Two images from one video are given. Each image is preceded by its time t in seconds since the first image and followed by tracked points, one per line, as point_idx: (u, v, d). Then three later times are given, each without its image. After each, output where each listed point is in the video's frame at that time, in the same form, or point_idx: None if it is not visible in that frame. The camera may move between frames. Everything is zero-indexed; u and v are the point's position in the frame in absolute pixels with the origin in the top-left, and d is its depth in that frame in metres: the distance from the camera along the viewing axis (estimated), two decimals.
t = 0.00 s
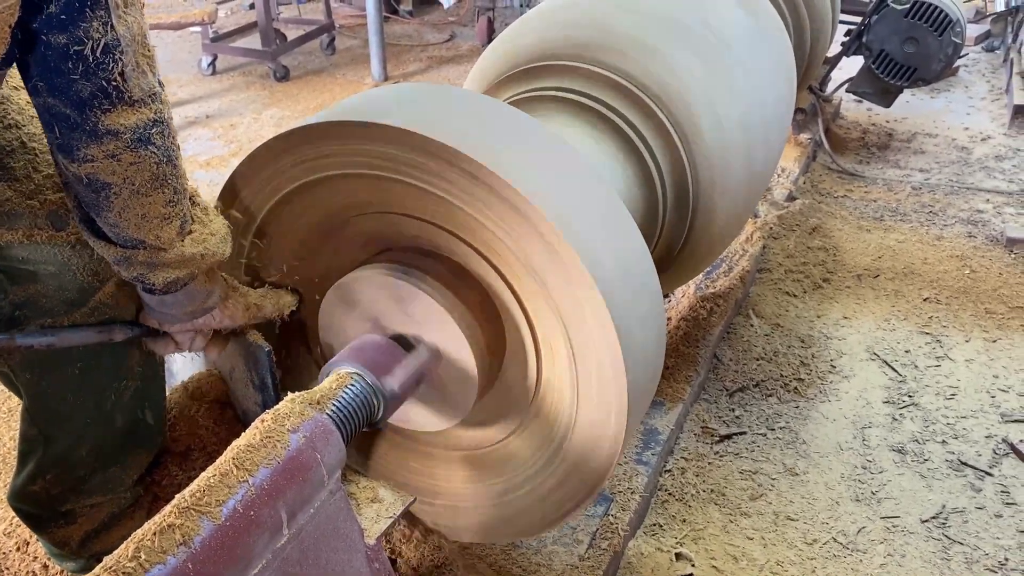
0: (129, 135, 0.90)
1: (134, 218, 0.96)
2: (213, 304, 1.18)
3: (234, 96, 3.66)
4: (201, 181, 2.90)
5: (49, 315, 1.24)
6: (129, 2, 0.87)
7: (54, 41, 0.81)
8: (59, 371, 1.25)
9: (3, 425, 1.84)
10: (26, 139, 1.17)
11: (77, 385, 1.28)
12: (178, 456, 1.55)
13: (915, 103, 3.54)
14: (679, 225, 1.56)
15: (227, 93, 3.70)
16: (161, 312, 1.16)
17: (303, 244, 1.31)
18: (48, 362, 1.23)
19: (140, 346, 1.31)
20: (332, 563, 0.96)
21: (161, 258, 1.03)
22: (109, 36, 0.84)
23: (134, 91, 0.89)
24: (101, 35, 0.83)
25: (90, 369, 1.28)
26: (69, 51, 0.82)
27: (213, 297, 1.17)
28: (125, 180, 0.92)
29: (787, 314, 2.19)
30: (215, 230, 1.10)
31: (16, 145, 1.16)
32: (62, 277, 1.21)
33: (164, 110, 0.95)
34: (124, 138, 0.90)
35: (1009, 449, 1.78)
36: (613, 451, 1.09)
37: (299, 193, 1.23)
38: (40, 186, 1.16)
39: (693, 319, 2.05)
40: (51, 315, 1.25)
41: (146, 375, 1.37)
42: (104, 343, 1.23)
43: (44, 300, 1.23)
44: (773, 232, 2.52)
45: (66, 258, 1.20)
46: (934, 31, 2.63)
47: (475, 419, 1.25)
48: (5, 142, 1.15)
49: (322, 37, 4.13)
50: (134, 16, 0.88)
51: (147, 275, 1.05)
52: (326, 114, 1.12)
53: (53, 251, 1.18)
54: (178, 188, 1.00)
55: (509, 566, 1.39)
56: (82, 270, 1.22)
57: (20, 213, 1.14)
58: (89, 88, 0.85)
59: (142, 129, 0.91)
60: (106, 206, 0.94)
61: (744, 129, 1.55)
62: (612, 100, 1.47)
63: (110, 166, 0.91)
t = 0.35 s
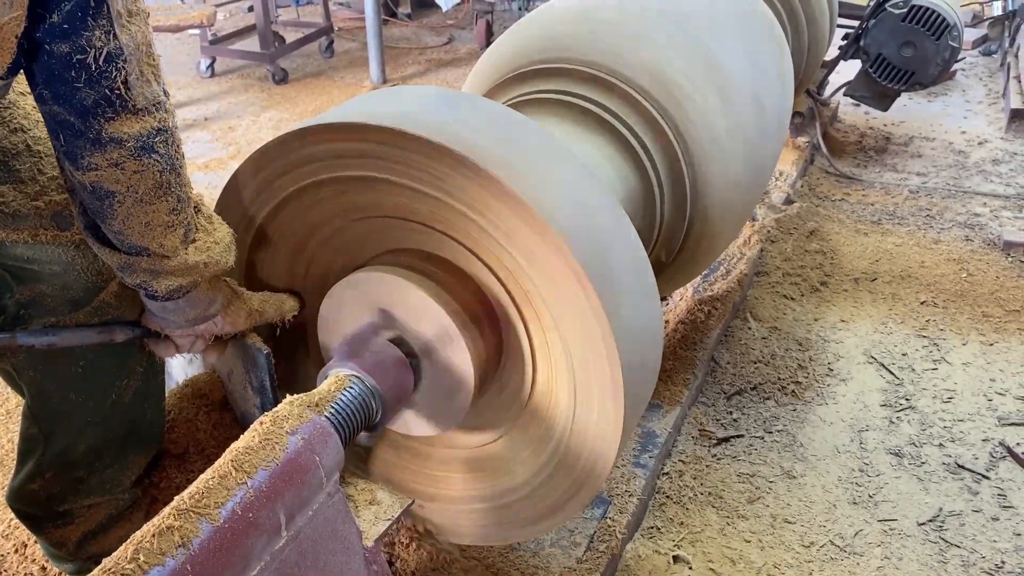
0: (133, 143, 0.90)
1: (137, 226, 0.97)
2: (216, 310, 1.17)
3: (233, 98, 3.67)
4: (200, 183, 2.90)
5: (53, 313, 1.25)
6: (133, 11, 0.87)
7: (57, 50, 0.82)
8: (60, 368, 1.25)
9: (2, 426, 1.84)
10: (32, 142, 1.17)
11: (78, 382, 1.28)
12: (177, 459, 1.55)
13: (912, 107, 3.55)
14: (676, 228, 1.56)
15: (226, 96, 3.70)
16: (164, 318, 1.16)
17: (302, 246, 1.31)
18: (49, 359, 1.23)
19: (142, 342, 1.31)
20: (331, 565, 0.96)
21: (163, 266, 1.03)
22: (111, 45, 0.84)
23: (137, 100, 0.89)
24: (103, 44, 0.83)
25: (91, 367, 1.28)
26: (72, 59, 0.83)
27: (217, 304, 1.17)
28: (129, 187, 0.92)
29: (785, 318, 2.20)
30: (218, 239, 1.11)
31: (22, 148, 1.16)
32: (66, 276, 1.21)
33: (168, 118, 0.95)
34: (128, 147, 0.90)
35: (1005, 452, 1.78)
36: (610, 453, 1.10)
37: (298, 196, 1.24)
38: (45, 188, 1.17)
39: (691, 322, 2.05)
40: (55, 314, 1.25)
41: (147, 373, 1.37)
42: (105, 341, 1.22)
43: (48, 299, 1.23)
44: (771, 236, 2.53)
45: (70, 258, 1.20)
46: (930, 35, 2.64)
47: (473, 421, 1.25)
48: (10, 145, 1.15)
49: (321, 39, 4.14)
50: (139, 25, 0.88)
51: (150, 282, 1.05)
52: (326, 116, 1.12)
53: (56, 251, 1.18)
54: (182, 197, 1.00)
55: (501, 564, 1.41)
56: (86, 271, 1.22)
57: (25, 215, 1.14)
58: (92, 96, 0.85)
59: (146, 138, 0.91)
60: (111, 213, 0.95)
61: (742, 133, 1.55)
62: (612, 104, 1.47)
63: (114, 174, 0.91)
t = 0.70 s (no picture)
0: (132, 147, 0.89)
1: (137, 231, 0.96)
2: (216, 313, 1.16)
3: (233, 99, 3.67)
4: (199, 183, 2.90)
5: (55, 312, 1.25)
6: (132, 15, 0.86)
7: (55, 54, 0.81)
8: (60, 366, 1.25)
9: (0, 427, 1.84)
10: (33, 141, 1.17)
11: (78, 380, 1.28)
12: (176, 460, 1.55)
13: (912, 108, 3.55)
14: (676, 228, 1.56)
15: (225, 96, 3.70)
16: (163, 321, 1.15)
17: (300, 247, 1.30)
18: (49, 357, 1.22)
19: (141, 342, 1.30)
20: (329, 568, 0.95)
21: (163, 270, 1.02)
22: (110, 49, 0.84)
23: (137, 103, 0.88)
24: (102, 48, 0.83)
25: (92, 366, 1.28)
26: (70, 63, 0.82)
27: (218, 308, 1.16)
28: (129, 192, 0.91)
29: (785, 319, 2.20)
30: (218, 242, 1.08)
31: (24, 147, 1.16)
32: (67, 277, 1.21)
33: (168, 122, 0.94)
34: (127, 151, 0.89)
35: (1005, 454, 1.78)
36: (610, 455, 1.09)
37: (296, 197, 1.23)
38: (47, 187, 1.16)
39: (690, 323, 2.05)
40: (56, 315, 1.25)
41: (148, 373, 1.37)
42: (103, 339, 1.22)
43: (47, 300, 1.23)
44: (771, 237, 2.53)
45: (71, 258, 1.20)
46: (930, 36, 2.64)
47: (472, 423, 1.25)
48: (12, 144, 1.14)
49: (320, 40, 4.14)
50: (138, 29, 0.88)
51: (150, 287, 1.04)
52: (326, 118, 1.12)
53: (57, 251, 1.18)
54: (182, 201, 0.99)
55: (501, 566, 1.41)
56: (86, 271, 1.22)
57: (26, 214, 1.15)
58: (91, 99, 0.85)
59: (145, 141, 0.90)
60: (111, 217, 0.94)
61: (742, 134, 1.55)
62: (613, 106, 1.47)
63: (113, 178, 0.90)
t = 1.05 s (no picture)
0: (101, 101, 0.90)
1: (104, 192, 0.96)
2: (189, 287, 1.16)
3: (232, 97, 3.66)
4: (199, 182, 2.89)
5: (36, 314, 1.20)
6: None
7: None
8: (51, 373, 1.24)
9: None
10: (13, 133, 1.17)
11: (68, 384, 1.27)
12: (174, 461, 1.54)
13: (913, 104, 3.54)
14: (677, 226, 1.55)
15: (224, 94, 3.69)
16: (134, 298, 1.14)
17: (299, 246, 1.30)
18: (31, 365, 1.21)
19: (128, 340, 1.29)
20: (328, 569, 0.95)
21: (130, 236, 1.01)
22: None
23: (106, 57, 0.89)
24: None
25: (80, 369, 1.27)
26: (44, 10, 0.82)
27: (189, 281, 1.16)
28: (96, 148, 0.91)
29: (786, 317, 2.19)
30: (187, 212, 1.09)
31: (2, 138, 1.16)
32: (47, 273, 1.17)
33: (137, 81, 0.95)
34: (96, 105, 0.90)
35: (1008, 452, 1.77)
36: (612, 454, 1.08)
37: (294, 196, 1.22)
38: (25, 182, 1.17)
39: (691, 321, 2.04)
40: (38, 319, 1.20)
41: (139, 377, 1.37)
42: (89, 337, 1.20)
43: (27, 301, 1.18)
44: (772, 234, 2.52)
45: (51, 254, 1.17)
46: (931, 32, 2.63)
47: (473, 422, 1.24)
48: None
49: (319, 37, 4.13)
50: None
51: (116, 254, 1.03)
52: (324, 116, 1.11)
53: (38, 248, 1.16)
54: (150, 164, 1.00)
55: (501, 566, 1.40)
56: (66, 267, 1.18)
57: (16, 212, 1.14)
58: (61, 49, 0.85)
59: (114, 97, 0.91)
60: (77, 178, 0.94)
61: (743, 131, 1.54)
62: (613, 104, 1.46)
63: (80, 134, 0.91)
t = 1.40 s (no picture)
0: (29, 88, 0.92)
1: (46, 181, 0.97)
2: (145, 275, 1.16)
3: (232, 94, 3.65)
4: (199, 180, 2.89)
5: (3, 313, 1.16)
6: None
7: None
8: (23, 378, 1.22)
9: None
10: None
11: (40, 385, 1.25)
12: (173, 459, 1.53)
13: (914, 100, 3.53)
14: (679, 223, 1.54)
15: (223, 91, 3.68)
16: (97, 297, 1.14)
17: (298, 245, 1.29)
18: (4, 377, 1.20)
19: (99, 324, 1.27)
20: (330, 570, 0.94)
21: (81, 226, 1.02)
22: None
23: (23, 44, 0.92)
24: None
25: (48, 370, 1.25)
26: None
27: (143, 263, 1.15)
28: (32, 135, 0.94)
29: (788, 314, 2.18)
30: (132, 197, 1.10)
31: None
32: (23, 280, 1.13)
33: (59, 69, 0.98)
34: (25, 92, 0.92)
35: (1011, 449, 1.77)
36: (614, 452, 1.08)
37: (294, 195, 1.22)
38: None
39: (693, 319, 2.04)
40: None
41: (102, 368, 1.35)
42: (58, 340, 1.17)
43: None
44: (774, 231, 2.51)
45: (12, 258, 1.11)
46: (934, 28, 2.62)
47: (474, 421, 1.23)
48: None
49: (319, 34, 4.12)
50: None
51: (68, 248, 1.02)
52: (324, 113, 1.10)
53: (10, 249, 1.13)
54: (88, 152, 1.02)
55: (505, 567, 1.40)
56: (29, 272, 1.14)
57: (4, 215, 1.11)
58: None
59: (41, 83, 0.93)
60: (16, 169, 0.96)
61: (745, 127, 1.53)
62: (613, 100, 1.45)
63: (13, 124, 0.93)
